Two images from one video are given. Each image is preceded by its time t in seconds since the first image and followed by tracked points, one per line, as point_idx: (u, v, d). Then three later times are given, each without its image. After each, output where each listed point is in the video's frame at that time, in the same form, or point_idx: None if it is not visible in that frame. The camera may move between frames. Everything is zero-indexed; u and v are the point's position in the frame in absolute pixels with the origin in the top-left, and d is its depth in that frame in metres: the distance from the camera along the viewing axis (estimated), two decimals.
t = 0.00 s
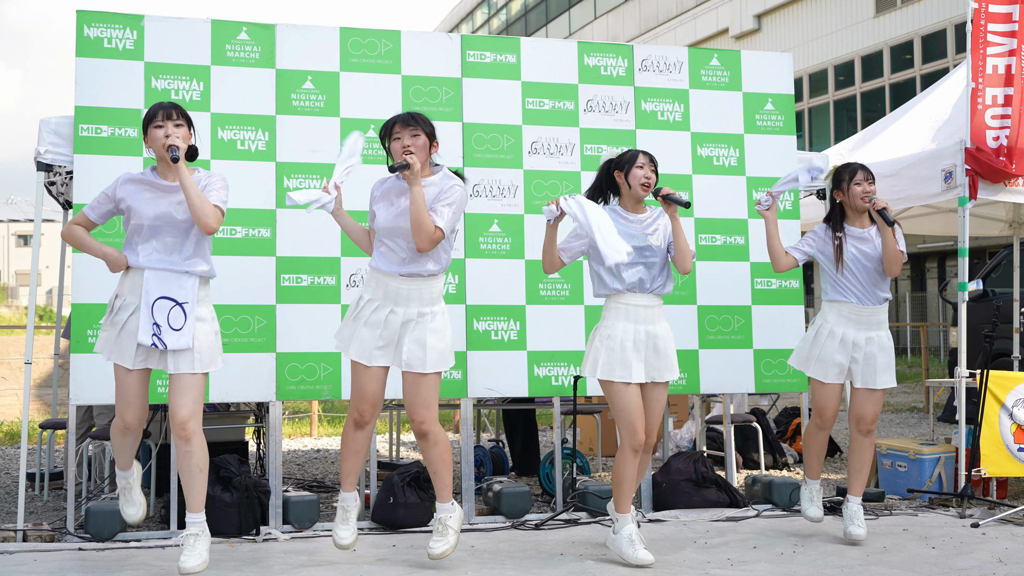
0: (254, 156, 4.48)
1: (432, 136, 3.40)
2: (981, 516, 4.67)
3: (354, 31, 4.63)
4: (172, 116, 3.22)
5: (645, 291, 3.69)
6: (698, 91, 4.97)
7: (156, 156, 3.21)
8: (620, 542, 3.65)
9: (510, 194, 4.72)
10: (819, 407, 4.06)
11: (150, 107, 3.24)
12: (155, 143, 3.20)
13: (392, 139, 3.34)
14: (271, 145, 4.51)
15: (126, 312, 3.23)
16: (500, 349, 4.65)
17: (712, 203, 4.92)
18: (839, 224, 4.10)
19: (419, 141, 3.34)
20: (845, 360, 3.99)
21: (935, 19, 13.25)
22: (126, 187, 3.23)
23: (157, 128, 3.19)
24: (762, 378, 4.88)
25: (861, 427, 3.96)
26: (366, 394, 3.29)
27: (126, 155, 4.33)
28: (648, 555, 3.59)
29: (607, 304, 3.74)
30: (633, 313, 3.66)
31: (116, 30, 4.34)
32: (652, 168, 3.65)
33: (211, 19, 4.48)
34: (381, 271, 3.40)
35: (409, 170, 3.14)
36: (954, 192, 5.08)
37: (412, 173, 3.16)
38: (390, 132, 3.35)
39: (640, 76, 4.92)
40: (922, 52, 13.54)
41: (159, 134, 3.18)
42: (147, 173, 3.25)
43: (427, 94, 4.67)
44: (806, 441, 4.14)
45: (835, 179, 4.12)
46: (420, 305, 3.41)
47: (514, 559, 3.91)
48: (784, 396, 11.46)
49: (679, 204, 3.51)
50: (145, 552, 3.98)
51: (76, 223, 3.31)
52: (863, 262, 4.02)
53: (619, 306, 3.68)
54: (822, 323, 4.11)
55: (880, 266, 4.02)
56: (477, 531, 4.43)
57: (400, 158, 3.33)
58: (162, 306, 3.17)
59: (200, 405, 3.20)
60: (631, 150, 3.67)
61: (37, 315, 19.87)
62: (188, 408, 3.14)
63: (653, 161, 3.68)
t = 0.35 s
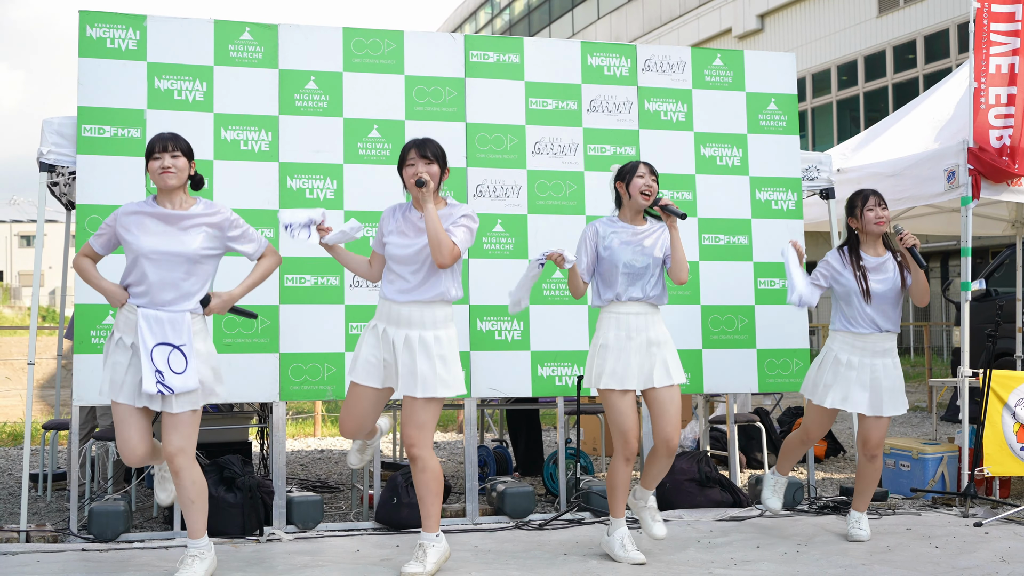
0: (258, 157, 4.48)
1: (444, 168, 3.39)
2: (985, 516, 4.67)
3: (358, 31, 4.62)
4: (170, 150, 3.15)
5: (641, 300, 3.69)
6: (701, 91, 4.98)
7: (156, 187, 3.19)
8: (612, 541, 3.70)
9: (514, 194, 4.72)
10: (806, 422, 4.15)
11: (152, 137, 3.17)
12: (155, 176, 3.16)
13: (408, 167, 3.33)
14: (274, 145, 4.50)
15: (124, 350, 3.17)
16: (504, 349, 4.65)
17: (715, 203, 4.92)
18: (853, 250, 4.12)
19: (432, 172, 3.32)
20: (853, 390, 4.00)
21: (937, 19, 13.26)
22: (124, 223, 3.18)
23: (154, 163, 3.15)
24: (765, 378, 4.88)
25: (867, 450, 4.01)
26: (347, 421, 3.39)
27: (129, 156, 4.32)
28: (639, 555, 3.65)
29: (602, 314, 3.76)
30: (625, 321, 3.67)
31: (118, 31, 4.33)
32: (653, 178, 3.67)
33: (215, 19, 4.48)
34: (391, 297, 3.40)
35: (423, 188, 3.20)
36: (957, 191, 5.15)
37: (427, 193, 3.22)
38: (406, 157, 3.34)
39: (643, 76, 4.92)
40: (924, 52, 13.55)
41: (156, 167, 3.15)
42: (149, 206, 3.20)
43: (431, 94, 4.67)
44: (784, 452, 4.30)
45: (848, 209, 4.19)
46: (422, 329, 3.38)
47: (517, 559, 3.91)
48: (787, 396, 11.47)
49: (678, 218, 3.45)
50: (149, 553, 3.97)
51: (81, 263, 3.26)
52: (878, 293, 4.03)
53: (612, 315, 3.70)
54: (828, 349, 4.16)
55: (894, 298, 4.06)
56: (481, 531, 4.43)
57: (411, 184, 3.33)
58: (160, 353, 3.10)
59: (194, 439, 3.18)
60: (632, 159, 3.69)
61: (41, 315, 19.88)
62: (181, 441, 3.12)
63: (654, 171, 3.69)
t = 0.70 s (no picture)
0: (261, 157, 4.48)
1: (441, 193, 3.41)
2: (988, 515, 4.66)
3: (360, 31, 4.62)
4: (150, 178, 3.08)
5: (640, 324, 3.64)
6: (704, 91, 4.98)
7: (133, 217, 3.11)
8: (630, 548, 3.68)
9: (516, 193, 4.72)
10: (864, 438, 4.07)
11: (128, 164, 3.10)
12: (132, 205, 3.08)
13: (405, 188, 3.34)
14: (277, 145, 4.51)
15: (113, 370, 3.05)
16: (507, 349, 4.65)
17: (718, 203, 4.92)
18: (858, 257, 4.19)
19: (428, 197, 3.33)
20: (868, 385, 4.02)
21: (940, 19, 13.24)
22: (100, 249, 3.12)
23: (134, 189, 3.06)
24: (768, 377, 4.88)
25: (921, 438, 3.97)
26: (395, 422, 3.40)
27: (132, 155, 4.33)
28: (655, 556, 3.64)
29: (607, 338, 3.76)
30: (625, 344, 3.63)
31: (121, 31, 4.33)
32: (657, 203, 3.65)
33: (217, 19, 4.48)
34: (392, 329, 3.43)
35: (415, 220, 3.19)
36: (960, 190, 5.16)
37: (418, 223, 3.21)
38: (405, 179, 3.36)
39: (646, 76, 4.92)
40: (928, 51, 13.53)
41: (134, 196, 3.05)
42: (122, 232, 3.14)
43: (434, 94, 4.67)
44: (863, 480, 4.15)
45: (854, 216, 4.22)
46: (422, 347, 3.36)
47: (520, 558, 3.91)
48: (790, 395, 11.45)
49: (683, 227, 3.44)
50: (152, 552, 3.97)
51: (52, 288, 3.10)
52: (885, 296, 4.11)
53: (615, 338, 3.68)
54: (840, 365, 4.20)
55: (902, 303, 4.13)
56: (484, 531, 4.43)
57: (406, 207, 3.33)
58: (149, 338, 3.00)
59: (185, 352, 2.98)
60: (638, 181, 3.65)
61: (46, 315, 19.91)
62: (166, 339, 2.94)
63: (659, 195, 3.67)
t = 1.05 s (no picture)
0: (264, 156, 4.49)
1: (445, 167, 3.42)
2: (991, 516, 4.65)
3: (363, 31, 4.63)
4: (154, 158, 3.15)
5: (655, 314, 3.73)
6: (707, 90, 4.98)
7: (142, 197, 3.20)
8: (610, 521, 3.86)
9: (519, 193, 4.72)
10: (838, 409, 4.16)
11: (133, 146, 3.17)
12: (139, 185, 3.17)
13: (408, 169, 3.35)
14: (280, 145, 4.51)
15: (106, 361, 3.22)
16: (510, 349, 4.65)
17: (722, 203, 4.92)
18: (874, 228, 4.21)
19: (430, 174, 3.35)
20: (877, 366, 4.09)
21: (944, 18, 13.22)
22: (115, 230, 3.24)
23: (139, 171, 3.14)
24: (771, 377, 4.88)
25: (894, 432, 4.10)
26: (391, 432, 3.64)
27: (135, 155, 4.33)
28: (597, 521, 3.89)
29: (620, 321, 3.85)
30: (638, 334, 3.76)
31: (125, 31, 4.34)
32: (682, 189, 3.70)
33: (221, 20, 4.48)
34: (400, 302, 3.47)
35: (418, 199, 3.17)
36: (964, 191, 5.14)
37: (423, 201, 3.20)
38: (406, 159, 3.38)
39: (649, 75, 4.92)
40: (931, 51, 13.51)
41: (140, 177, 3.15)
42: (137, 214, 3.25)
43: (437, 93, 4.68)
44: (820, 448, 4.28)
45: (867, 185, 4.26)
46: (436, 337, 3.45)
47: (523, 558, 3.91)
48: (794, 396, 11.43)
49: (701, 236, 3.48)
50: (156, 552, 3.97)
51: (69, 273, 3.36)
52: (904, 268, 4.14)
53: (630, 325, 3.78)
54: (852, 328, 4.22)
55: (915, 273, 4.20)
56: (487, 531, 4.42)
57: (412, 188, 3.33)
58: (128, 347, 3.13)
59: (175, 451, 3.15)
60: (662, 169, 3.71)
61: (51, 314, 19.96)
62: (162, 452, 3.09)
63: (683, 181, 3.71)
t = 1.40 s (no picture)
0: (266, 157, 4.48)
1: (428, 151, 3.35)
2: (993, 515, 4.66)
3: (366, 31, 4.62)
4: (156, 136, 3.16)
5: (654, 286, 3.68)
6: (709, 91, 4.98)
7: (139, 173, 3.20)
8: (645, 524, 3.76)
9: (521, 193, 4.72)
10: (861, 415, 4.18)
11: (133, 122, 3.17)
12: (138, 163, 3.17)
13: (392, 150, 3.30)
14: (282, 145, 4.51)
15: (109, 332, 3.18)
16: (512, 349, 4.65)
17: (724, 203, 4.92)
18: (874, 228, 4.28)
19: (415, 158, 3.30)
20: (894, 354, 4.10)
21: (945, 19, 13.24)
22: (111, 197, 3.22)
23: (140, 149, 3.15)
24: (773, 377, 4.88)
25: (912, 427, 4.09)
26: (380, 403, 3.27)
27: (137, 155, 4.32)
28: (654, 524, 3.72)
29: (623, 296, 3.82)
30: (636, 303, 3.71)
31: (126, 30, 4.33)
32: (679, 177, 3.60)
33: (222, 19, 4.48)
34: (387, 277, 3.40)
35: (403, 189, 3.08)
36: (965, 190, 5.16)
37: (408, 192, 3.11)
38: (389, 141, 3.31)
39: (651, 76, 4.92)
40: (933, 51, 13.53)
41: (141, 155, 3.15)
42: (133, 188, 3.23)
43: (439, 94, 4.67)
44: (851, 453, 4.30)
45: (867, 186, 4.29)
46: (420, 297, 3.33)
47: (526, 558, 3.91)
48: (795, 395, 11.43)
49: (698, 220, 3.42)
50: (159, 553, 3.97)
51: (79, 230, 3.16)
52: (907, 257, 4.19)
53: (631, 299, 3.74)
54: (863, 323, 4.24)
55: (921, 263, 4.25)
56: (489, 531, 4.43)
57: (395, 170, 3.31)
58: (123, 287, 3.09)
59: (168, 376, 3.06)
60: (663, 152, 3.60)
61: (52, 314, 19.95)
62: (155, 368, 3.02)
63: (683, 168, 3.60)
